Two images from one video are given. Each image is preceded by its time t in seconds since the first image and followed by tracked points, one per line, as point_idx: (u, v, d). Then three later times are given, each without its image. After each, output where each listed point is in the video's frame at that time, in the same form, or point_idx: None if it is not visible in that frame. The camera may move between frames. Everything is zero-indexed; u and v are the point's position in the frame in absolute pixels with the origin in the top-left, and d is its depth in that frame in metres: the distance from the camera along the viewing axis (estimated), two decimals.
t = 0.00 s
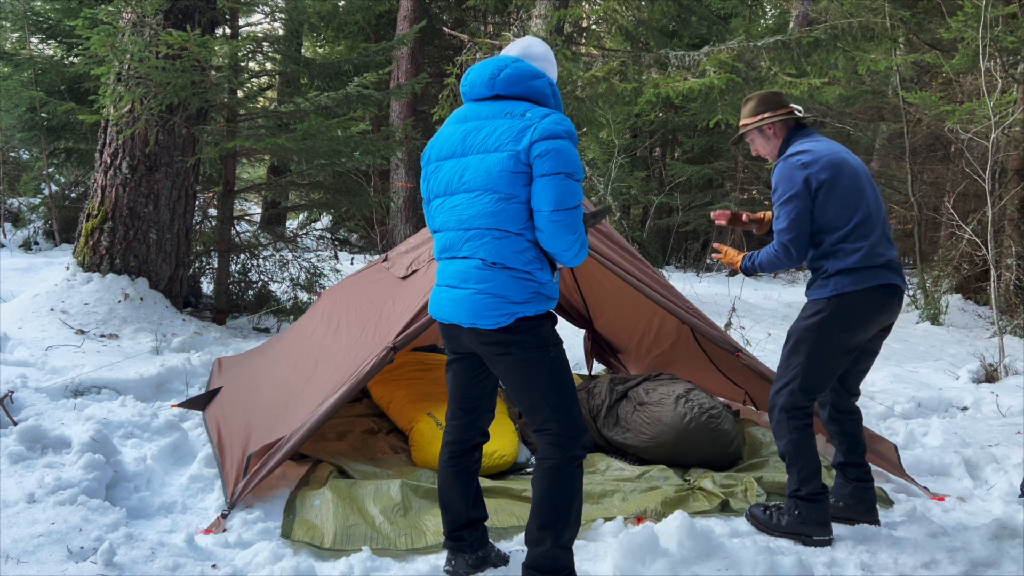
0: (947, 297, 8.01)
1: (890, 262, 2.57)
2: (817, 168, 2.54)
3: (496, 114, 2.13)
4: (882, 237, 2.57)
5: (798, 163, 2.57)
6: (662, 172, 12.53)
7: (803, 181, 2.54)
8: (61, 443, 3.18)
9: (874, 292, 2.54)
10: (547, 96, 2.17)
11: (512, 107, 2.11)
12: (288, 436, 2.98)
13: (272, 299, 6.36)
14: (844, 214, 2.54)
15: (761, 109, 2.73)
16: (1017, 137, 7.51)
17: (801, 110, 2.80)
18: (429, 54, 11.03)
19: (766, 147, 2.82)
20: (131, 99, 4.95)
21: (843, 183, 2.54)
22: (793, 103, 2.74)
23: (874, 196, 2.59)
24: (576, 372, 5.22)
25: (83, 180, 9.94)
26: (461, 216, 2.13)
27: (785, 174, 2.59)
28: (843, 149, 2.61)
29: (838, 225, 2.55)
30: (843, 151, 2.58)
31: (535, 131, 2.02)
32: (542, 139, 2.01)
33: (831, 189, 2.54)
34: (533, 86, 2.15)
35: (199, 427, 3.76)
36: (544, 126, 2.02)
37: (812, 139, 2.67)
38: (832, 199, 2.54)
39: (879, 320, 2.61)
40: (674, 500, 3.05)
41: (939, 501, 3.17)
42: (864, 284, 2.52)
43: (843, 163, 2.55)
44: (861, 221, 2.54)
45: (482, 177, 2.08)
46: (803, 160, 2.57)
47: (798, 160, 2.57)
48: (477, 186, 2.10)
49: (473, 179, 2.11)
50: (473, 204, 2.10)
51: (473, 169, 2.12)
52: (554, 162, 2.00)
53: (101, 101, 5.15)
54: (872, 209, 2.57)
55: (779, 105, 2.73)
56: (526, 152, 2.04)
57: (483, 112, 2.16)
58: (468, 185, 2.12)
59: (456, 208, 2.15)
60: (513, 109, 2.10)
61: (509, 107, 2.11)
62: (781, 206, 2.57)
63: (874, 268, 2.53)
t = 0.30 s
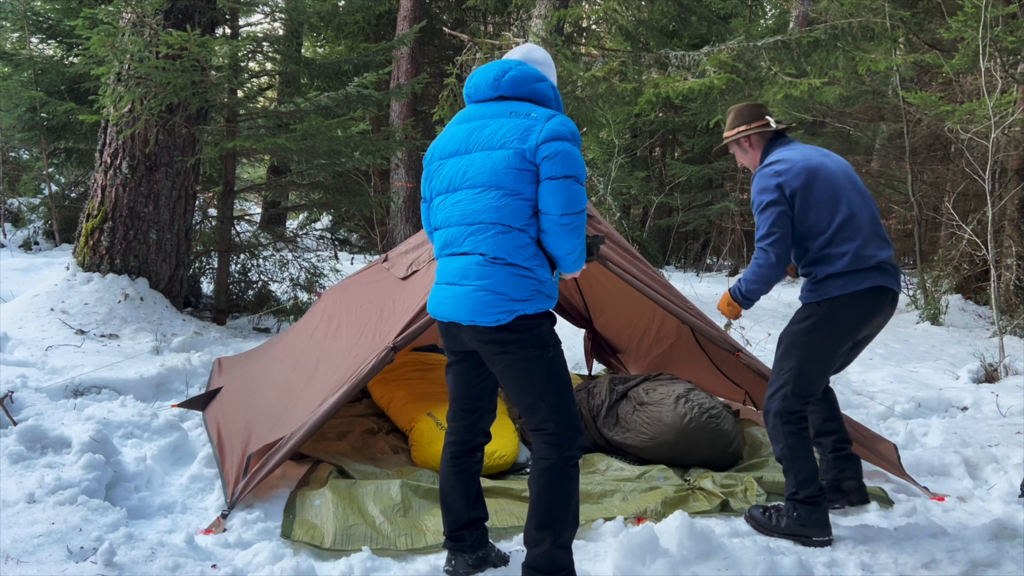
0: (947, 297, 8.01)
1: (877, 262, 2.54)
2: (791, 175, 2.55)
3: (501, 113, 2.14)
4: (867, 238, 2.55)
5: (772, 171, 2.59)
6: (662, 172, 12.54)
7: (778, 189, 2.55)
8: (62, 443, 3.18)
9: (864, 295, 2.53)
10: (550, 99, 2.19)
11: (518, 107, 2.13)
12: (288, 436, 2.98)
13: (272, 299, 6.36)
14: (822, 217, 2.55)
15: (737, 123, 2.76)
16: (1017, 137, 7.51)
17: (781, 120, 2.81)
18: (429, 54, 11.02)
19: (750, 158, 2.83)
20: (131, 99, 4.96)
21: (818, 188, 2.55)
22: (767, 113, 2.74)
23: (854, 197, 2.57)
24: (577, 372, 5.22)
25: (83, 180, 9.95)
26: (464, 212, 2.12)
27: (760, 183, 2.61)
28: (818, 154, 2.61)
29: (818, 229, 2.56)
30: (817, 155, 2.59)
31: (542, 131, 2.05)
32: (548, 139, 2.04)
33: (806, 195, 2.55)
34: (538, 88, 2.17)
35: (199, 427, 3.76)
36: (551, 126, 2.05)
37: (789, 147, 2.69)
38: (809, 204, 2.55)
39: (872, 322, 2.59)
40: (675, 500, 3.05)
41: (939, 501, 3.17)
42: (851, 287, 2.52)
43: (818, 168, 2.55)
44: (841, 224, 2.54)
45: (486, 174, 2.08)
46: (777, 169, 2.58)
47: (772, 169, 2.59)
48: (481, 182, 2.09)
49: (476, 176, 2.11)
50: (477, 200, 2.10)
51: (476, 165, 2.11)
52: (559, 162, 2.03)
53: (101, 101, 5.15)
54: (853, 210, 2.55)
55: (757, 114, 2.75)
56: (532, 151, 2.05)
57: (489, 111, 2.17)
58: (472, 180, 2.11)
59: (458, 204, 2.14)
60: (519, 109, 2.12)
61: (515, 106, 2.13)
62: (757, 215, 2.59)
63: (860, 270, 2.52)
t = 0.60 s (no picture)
0: (947, 297, 8.01)
1: (873, 281, 2.47)
2: (776, 206, 2.56)
3: (515, 117, 2.18)
4: (860, 259, 2.51)
5: (758, 206, 2.60)
6: (662, 172, 12.55)
7: (764, 222, 2.55)
8: (62, 443, 3.18)
9: (863, 316, 2.46)
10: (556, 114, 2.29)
11: (533, 114, 2.19)
12: (288, 436, 2.98)
13: (272, 299, 6.36)
14: (810, 241, 2.53)
15: (726, 167, 2.76)
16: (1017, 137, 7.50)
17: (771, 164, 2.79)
18: (429, 54, 11.02)
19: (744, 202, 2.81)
20: (131, 99, 4.95)
21: (804, 215, 2.54)
22: (755, 157, 2.72)
23: (842, 219, 2.55)
24: (577, 372, 5.23)
25: (83, 180, 9.95)
26: (472, 204, 2.10)
27: (748, 218, 2.61)
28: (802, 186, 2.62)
29: (809, 255, 2.54)
30: (799, 186, 2.61)
31: (558, 138, 2.13)
32: (564, 146, 2.12)
33: (792, 223, 2.55)
34: (546, 104, 2.27)
35: (199, 427, 3.76)
36: (566, 135, 2.14)
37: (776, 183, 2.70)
38: (796, 232, 2.55)
39: (876, 344, 2.52)
40: (675, 500, 3.05)
41: (939, 501, 3.17)
42: (848, 309, 2.46)
43: (801, 197, 2.57)
44: (831, 246, 2.51)
45: (499, 170, 2.09)
46: (761, 202, 2.59)
47: (758, 204, 2.60)
48: (492, 176, 2.09)
49: (488, 169, 2.11)
50: (487, 192, 2.09)
51: (489, 160, 2.12)
52: (575, 169, 2.10)
53: (101, 101, 5.15)
54: (842, 232, 2.53)
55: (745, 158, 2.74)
56: (548, 154, 2.11)
57: (502, 115, 2.21)
58: (482, 174, 2.11)
59: (465, 197, 2.13)
60: (533, 117, 2.19)
61: (529, 113, 2.19)
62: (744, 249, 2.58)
63: (856, 290, 2.47)
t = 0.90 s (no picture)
0: (947, 297, 8.01)
1: (862, 321, 2.46)
2: (764, 251, 2.58)
3: (517, 136, 2.29)
4: (850, 298, 2.50)
5: (748, 250, 2.62)
6: (662, 172, 12.57)
7: (753, 266, 2.58)
8: (62, 443, 3.18)
9: (854, 357, 2.45)
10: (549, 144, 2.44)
11: (535, 137, 2.32)
12: (288, 436, 2.98)
13: (272, 299, 6.36)
14: (800, 282, 2.54)
15: (722, 214, 2.80)
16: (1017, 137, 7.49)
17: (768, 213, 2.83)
18: (429, 54, 11.02)
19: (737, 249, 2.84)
20: (131, 99, 4.96)
21: (792, 257, 2.56)
22: (750, 205, 2.77)
23: (832, 260, 2.55)
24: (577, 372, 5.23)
25: (83, 180, 9.95)
26: (478, 203, 2.13)
27: (738, 261, 2.63)
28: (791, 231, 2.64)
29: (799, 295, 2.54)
30: (790, 230, 2.63)
31: (561, 163, 2.27)
32: (565, 171, 2.27)
33: (779, 266, 2.57)
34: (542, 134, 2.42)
35: (199, 427, 3.76)
36: (566, 161, 2.28)
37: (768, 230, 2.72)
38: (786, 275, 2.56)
39: (866, 383, 2.51)
40: (675, 500, 3.05)
41: (939, 501, 3.17)
42: (838, 348, 2.45)
43: (791, 241, 2.59)
44: (820, 286, 2.51)
45: (506, 175, 2.15)
46: (750, 247, 2.62)
47: (748, 248, 2.62)
48: (501, 178, 2.15)
49: (494, 174, 2.17)
50: (494, 192, 2.13)
51: (495, 166, 2.18)
52: (574, 193, 2.24)
53: (101, 101, 5.15)
54: (832, 272, 2.53)
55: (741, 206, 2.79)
56: (552, 172, 2.22)
57: (503, 132, 2.31)
58: (489, 179, 2.16)
59: (471, 196, 2.15)
60: (533, 139, 2.31)
61: (531, 136, 2.32)
62: (730, 290, 2.60)
63: (845, 330, 2.46)
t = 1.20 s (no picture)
0: (947, 297, 8.01)
1: (855, 365, 2.52)
2: (761, 286, 2.61)
3: (505, 139, 2.33)
4: (845, 341, 2.54)
5: (744, 282, 2.64)
6: (662, 172, 12.57)
7: (748, 300, 2.61)
8: (61, 443, 3.18)
9: (842, 400, 2.52)
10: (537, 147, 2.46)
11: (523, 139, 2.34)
12: (288, 436, 2.98)
13: (272, 299, 6.36)
14: (796, 322, 2.57)
15: (723, 242, 2.81)
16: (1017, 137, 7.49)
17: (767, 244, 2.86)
18: (429, 54, 11.01)
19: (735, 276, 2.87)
20: (131, 99, 4.96)
21: (791, 295, 2.58)
22: (753, 235, 2.79)
23: (831, 302, 2.58)
24: (577, 372, 5.23)
25: (83, 180, 9.95)
26: (473, 202, 2.14)
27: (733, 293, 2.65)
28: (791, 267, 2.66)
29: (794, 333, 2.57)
30: (790, 267, 2.64)
31: (550, 158, 2.28)
32: (555, 164, 2.26)
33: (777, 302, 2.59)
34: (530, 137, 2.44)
35: (199, 427, 3.76)
36: (556, 156, 2.29)
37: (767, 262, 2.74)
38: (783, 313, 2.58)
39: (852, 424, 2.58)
40: (675, 500, 3.04)
41: (939, 501, 3.17)
42: (827, 392, 2.52)
43: (790, 279, 2.61)
44: (816, 327, 2.54)
45: (497, 175, 2.18)
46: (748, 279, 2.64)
47: (745, 280, 2.64)
48: (492, 178, 2.17)
49: (486, 175, 2.19)
50: (487, 192, 2.15)
51: (486, 168, 2.21)
52: (567, 184, 2.24)
53: (101, 101, 5.14)
54: (829, 314, 2.56)
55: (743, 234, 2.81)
56: (543, 168, 2.23)
57: (490, 138, 2.35)
58: (481, 181, 2.19)
59: (465, 198, 2.17)
60: (522, 140, 2.34)
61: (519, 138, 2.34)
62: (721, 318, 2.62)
63: (836, 375, 2.52)
